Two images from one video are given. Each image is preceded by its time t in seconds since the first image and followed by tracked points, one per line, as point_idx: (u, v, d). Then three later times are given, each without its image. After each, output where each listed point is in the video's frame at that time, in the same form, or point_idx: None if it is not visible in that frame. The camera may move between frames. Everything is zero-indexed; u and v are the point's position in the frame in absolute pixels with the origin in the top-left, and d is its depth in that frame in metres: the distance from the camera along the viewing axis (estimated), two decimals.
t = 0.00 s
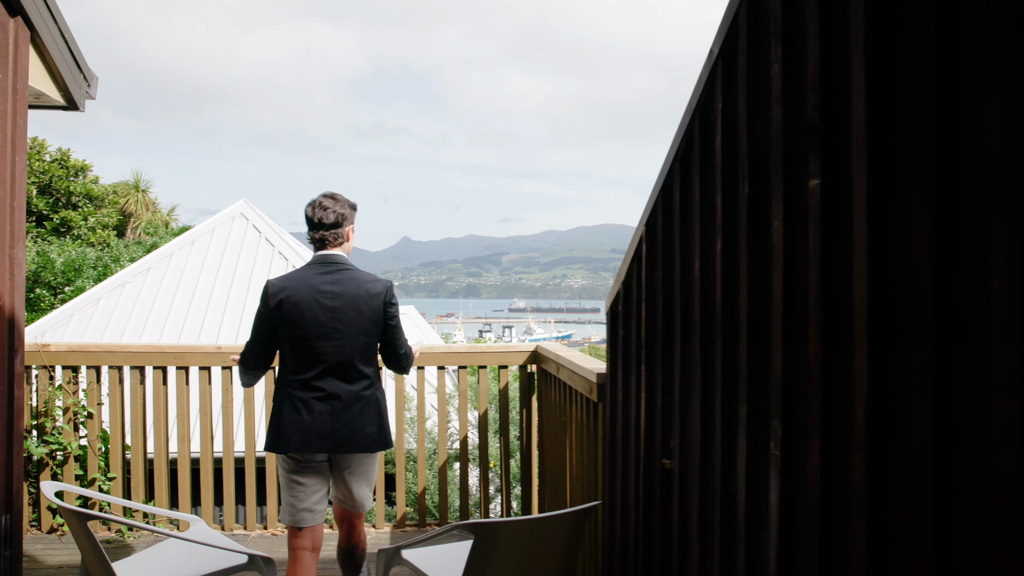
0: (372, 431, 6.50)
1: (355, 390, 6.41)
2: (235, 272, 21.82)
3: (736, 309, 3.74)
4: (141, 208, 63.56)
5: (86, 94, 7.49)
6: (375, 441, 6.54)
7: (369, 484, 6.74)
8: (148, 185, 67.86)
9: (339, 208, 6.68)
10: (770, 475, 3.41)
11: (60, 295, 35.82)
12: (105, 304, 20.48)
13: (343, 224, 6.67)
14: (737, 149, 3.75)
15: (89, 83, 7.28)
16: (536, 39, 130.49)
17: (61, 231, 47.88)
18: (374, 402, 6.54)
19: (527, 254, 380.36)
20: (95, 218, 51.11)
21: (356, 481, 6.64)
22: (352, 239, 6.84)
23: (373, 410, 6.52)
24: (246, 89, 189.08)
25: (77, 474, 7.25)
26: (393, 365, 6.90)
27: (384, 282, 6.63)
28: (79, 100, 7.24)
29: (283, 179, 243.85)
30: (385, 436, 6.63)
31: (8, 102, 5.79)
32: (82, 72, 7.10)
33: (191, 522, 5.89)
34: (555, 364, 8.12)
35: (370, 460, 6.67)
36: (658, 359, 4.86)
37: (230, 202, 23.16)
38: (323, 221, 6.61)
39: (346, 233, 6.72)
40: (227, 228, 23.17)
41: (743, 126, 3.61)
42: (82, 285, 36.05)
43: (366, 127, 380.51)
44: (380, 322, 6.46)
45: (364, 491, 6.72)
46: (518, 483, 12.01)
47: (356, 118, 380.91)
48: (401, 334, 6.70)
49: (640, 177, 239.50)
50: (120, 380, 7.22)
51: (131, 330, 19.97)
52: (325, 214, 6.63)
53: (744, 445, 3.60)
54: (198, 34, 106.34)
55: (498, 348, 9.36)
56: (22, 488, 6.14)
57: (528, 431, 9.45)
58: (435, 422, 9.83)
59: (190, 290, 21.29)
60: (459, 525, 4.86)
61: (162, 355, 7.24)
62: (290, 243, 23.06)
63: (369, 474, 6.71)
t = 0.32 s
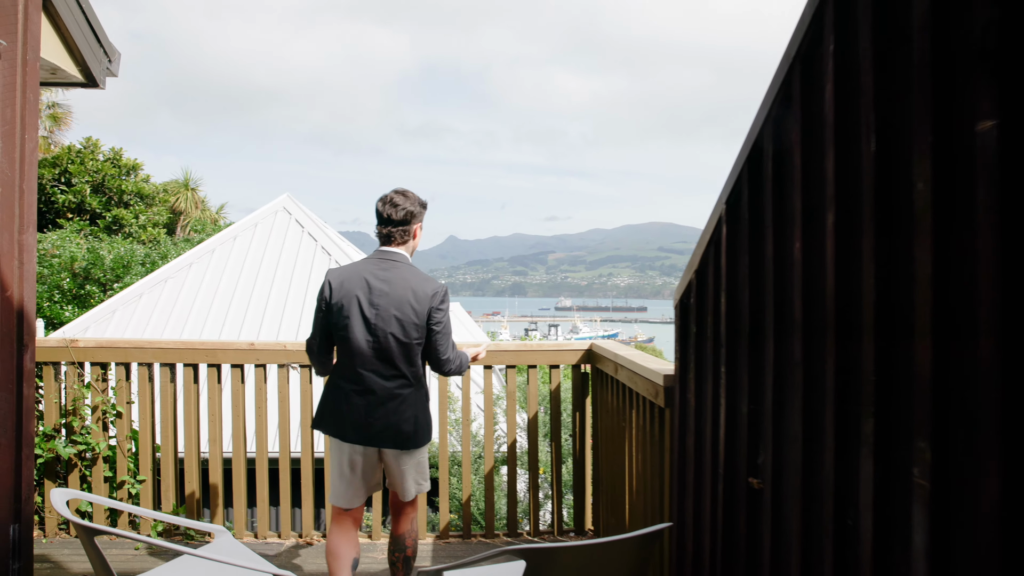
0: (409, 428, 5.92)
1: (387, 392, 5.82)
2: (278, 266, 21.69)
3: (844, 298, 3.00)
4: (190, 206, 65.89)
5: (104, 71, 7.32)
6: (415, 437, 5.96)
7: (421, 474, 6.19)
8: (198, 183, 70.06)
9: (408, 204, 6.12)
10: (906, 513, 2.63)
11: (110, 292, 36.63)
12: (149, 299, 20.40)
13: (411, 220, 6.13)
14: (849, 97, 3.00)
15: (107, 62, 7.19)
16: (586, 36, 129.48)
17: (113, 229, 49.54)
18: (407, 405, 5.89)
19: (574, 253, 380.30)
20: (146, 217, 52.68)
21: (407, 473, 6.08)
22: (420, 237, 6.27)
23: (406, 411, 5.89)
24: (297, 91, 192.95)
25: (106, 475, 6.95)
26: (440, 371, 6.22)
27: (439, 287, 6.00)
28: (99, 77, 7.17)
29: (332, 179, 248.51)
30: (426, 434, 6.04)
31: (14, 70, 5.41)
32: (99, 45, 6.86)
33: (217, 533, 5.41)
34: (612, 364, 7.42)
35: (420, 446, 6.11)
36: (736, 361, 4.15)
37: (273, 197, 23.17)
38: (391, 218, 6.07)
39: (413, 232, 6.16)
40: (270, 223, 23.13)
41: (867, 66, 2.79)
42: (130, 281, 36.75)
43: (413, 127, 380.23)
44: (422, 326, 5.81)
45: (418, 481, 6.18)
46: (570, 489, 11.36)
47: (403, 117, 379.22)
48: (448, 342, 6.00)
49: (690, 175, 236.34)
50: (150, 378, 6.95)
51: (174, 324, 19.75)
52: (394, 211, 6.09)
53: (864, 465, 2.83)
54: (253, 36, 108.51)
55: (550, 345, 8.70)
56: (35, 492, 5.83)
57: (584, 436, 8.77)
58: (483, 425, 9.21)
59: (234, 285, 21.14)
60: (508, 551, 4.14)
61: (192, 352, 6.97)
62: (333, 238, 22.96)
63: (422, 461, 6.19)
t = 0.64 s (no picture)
0: (407, 431, 5.37)
1: (385, 390, 5.43)
2: (302, 267, 21.27)
3: (954, 291, 2.40)
4: (221, 208, 67.55)
5: (102, 58, 7.09)
6: (417, 441, 5.39)
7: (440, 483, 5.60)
8: (229, 185, 71.77)
9: (421, 195, 5.69)
10: None
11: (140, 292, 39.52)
12: (172, 300, 20.14)
13: (421, 212, 5.68)
14: (962, 40, 2.39)
15: (108, 50, 7.06)
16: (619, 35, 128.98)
17: (145, 231, 53.34)
18: (406, 406, 5.39)
19: (605, 254, 380.32)
20: (176, 219, 56.83)
21: (417, 482, 5.55)
22: (437, 232, 5.80)
23: (406, 409, 5.39)
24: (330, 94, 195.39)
25: (114, 488, 6.61)
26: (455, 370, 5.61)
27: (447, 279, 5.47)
28: (96, 64, 6.97)
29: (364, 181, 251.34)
30: (431, 438, 5.43)
31: None
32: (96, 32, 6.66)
33: (221, 557, 4.95)
34: (653, 373, 6.85)
35: (439, 450, 5.57)
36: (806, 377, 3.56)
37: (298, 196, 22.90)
38: (400, 214, 5.71)
39: (422, 227, 5.69)
40: (296, 223, 22.82)
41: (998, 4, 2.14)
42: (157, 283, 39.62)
43: (445, 129, 380.72)
44: (418, 321, 5.32)
45: (430, 495, 5.56)
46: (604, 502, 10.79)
47: (435, 119, 380.30)
48: (454, 338, 5.37)
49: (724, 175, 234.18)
50: (158, 386, 6.61)
51: (197, 326, 19.45)
52: (401, 206, 5.72)
53: (995, 518, 2.17)
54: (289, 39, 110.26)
55: (583, 351, 8.15)
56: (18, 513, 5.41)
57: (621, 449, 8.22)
58: (513, 436, 8.67)
59: (258, 285, 20.78)
60: None
61: (205, 358, 6.63)
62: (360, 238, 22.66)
63: (439, 470, 5.57)
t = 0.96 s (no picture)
0: (348, 430, 5.31)
1: (338, 385, 5.44)
2: (317, 267, 20.93)
3: None
4: (240, 207, 68.52)
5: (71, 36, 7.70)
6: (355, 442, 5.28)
7: (404, 487, 5.38)
8: (248, 185, 72.53)
9: (394, 191, 5.53)
10: None
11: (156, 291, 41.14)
12: (180, 301, 19.95)
13: (391, 208, 5.55)
14: None
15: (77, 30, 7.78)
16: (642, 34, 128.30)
17: (165, 230, 54.93)
18: (347, 401, 5.35)
19: (627, 254, 380.26)
20: (196, 219, 57.63)
21: (369, 485, 5.39)
22: (413, 228, 5.62)
23: (350, 408, 5.35)
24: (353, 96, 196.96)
25: (101, 500, 6.22)
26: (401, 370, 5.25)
27: (396, 274, 5.31)
28: (64, 43, 7.50)
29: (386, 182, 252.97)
30: (369, 437, 5.23)
31: None
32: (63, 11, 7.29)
33: None
34: (677, 381, 6.36)
35: (396, 452, 5.33)
36: (862, 398, 3.03)
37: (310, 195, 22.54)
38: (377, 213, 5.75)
39: (388, 224, 5.57)
40: (308, 222, 22.43)
41: None
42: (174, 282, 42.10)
43: (467, 130, 381.71)
44: (354, 313, 5.24)
45: (385, 497, 5.35)
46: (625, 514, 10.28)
47: (457, 119, 381.61)
48: (385, 336, 5.08)
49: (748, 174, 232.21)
50: (147, 392, 6.21)
51: (209, 325, 19.35)
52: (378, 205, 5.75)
53: None
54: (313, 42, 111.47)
55: (602, 352, 7.69)
56: None
57: (643, 464, 7.63)
58: (527, 447, 8.15)
59: (272, 284, 20.50)
60: None
61: (196, 363, 6.23)
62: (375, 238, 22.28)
63: (396, 476, 5.34)
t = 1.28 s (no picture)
0: (311, 433, 5.13)
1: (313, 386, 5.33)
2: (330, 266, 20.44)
3: None
4: (262, 208, 69.78)
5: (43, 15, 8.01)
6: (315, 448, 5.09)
7: (362, 501, 5.12)
8: (270, 185, 73.60)
9: (378, 187, 5.41)
10: None
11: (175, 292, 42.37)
12: (191, 303, 20.10)
13: (373, 201, 5.44)
14: None
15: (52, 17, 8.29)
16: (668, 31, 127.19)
17: (187, 231, 56.24)
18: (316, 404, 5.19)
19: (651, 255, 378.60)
20: (217, 219, 59.25)
21: (329, 495, 5.18)
22: (395, 222, 5.45)
23: (318, 410, 5.18)
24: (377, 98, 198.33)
25: (92, 514, 5.90)
26: (361, 370, 4.92)
27: (359, 270, 5.12)
28: (33, 25, 7.70)
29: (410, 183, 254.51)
30: (327, 443, 4.99)
31: None
32: None
33: None
34: (706, 394, 5.94)
35: (359, 462, 5.09)
36: (936, 423, 2.59)
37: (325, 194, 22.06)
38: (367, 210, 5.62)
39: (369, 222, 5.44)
40: (322, 221, 21.96)
41: None
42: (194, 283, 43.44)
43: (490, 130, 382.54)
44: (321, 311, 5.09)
45: (343, 508, 5.10)
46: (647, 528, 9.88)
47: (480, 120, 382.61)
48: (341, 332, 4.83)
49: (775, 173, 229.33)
50: (138, 400, 5.89)
51: (223, 328, 19.35)
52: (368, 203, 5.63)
53: None
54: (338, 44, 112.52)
55: (624, 359, 7.27)
56: None
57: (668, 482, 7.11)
58: (544, 461, 7.66)
59: (286, 284, 20.23)
60: None
61: (191, 370, 5.91)
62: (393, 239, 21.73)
63: (354, 488, 5.09)
